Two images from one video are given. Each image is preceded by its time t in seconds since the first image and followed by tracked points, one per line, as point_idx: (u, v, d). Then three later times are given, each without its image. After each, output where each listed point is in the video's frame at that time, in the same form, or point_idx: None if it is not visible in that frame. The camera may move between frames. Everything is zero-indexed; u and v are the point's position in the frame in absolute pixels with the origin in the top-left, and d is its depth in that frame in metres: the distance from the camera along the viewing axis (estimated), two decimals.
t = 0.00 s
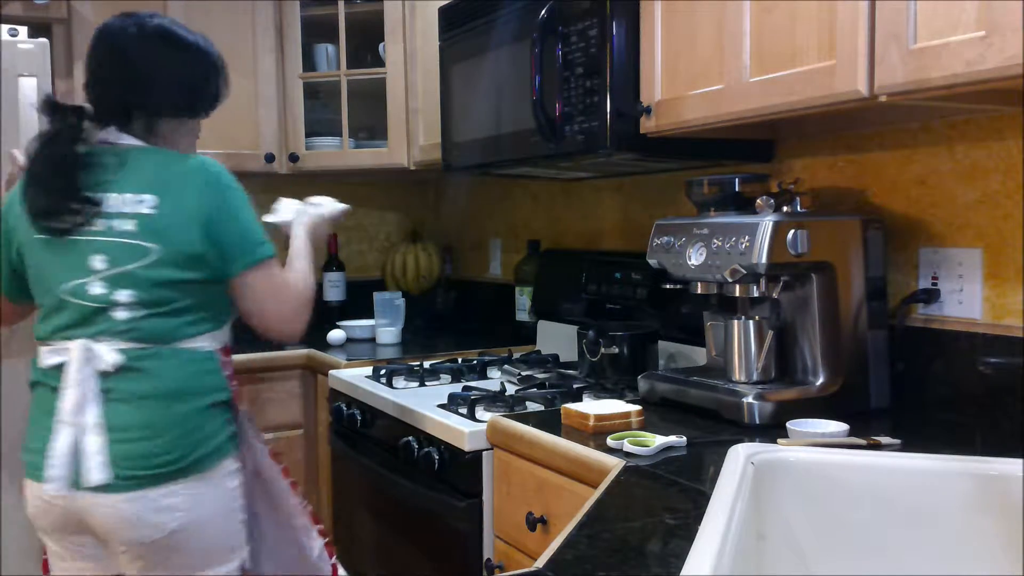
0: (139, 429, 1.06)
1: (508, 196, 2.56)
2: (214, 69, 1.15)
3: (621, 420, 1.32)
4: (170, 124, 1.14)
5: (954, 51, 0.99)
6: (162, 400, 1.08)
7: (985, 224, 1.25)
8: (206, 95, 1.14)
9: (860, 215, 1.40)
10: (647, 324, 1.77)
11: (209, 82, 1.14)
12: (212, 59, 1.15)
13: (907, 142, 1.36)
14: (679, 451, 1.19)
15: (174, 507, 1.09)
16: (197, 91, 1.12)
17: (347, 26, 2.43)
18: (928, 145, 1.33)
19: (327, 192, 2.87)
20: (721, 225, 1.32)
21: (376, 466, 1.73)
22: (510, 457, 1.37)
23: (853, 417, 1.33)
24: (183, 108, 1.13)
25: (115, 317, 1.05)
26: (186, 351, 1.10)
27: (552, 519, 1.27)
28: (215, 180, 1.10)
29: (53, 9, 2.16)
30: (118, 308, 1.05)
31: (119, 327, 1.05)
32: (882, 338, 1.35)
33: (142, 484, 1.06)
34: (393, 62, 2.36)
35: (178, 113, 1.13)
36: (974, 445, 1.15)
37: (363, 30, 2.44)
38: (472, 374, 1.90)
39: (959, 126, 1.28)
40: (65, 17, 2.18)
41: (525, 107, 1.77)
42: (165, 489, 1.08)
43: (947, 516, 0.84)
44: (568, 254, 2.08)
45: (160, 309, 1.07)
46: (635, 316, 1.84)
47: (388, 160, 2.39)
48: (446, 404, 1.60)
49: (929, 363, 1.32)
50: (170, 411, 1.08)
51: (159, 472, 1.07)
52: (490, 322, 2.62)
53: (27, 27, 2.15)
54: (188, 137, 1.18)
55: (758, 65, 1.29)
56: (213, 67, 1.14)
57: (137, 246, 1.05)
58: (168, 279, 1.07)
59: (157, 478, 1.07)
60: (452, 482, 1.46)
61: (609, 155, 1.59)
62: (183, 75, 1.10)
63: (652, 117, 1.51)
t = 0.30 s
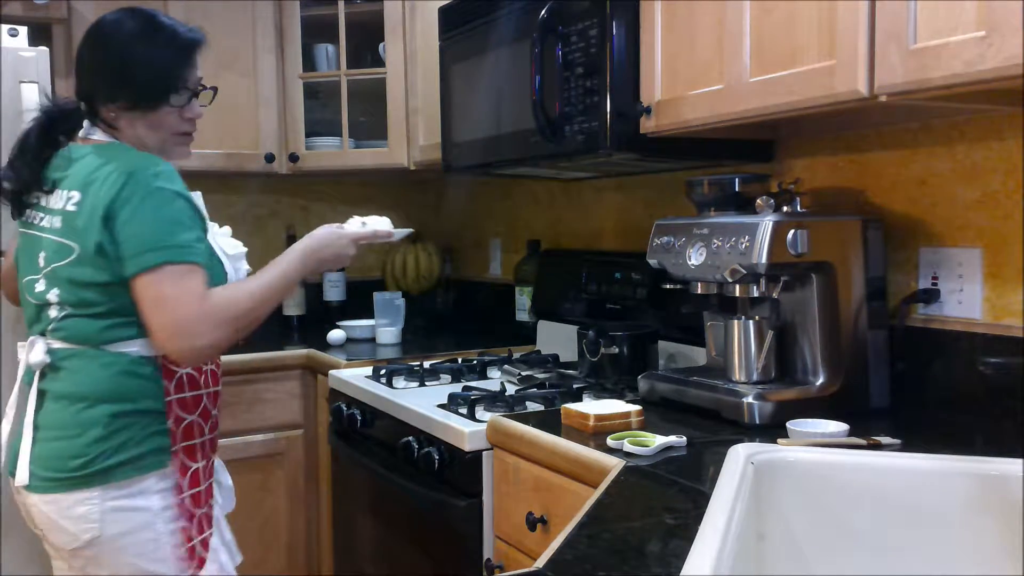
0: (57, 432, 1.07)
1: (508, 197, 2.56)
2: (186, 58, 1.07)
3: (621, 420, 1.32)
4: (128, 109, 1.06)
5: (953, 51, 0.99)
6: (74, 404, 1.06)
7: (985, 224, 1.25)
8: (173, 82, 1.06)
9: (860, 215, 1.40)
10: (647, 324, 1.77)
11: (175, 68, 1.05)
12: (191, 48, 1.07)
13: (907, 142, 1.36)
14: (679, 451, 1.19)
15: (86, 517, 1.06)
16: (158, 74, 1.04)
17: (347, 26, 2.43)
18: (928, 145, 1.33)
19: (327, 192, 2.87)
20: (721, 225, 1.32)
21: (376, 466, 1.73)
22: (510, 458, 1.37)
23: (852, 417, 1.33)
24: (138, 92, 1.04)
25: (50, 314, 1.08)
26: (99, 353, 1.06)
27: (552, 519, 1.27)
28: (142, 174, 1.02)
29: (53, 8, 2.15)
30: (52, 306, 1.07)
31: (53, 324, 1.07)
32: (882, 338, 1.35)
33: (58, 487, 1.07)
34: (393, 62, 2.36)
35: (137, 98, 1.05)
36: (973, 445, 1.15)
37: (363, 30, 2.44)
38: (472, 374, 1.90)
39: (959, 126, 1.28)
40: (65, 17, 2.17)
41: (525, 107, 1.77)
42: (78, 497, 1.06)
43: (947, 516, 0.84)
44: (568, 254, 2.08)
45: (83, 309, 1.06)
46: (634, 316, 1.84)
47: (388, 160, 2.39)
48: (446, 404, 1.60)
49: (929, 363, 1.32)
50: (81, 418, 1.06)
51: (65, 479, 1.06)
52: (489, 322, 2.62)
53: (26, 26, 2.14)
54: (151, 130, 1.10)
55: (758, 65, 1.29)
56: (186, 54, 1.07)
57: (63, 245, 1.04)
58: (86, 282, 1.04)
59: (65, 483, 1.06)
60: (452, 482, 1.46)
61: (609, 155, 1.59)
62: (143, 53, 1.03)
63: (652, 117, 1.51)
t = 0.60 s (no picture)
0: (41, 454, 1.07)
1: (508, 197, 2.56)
2: (189, 40, 1.01)
3: (621, 420, 1.32)
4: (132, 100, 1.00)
5: (953, 51, 0.99)
6: (53, 424, 1.05)
7: (985, 224, 1.25)
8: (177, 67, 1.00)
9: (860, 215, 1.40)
10: (648, 324, 1.77)
11: (179, 50, 0.99)
12: (195, 30, 1.02)
13: (907, 142, 1.36)
14: (679, 451, 1.19)
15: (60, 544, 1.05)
16: (162, 58, 0.98)
17: (347, 26, 2.43)
18: (928, 145, 1.33)
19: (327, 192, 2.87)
20: (721, 225, 1.32)
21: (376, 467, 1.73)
22: (510, 458, 1.37)
23: (852, 417, 1.33)
24: (140, 78, 0.98)
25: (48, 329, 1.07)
26: (67, 376, 1.02)
27: (552, 519, 1.27)
28: (106, 185, 0.95)
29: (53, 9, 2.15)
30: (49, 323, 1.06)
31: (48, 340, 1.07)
32: (882, 338, 1.35)
33: (40, 511, 1.07)
34: (393, 62, 2.36)
35: (143, 86, 0.98)
36: (974, 446, 1.15)
37: (363, 30, 2.44)
38: (472, 374, 1.90)
39: (959, 126, 1.28)
40: (65, 18, 2.17)
41: (525, 107, 1.77)
42: (54, 524, 1.05)
43: (947, 516, 0.84)
44: (568, 254, 2.08)
45: (62, 327, 1.02)
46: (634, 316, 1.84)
47: (388, 160, 2.39)
48: (446, 404, 1.60)
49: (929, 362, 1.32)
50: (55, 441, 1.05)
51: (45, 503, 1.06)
52: (489, 322, 2.62)
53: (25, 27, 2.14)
54: (159, 125, 1.03)
55: (759, 64, 1.29)
56: (193, 35, 1.01)
57: (46, 258, 1.02)
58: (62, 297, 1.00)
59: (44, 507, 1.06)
60: (453, 482, 1.46)
61: (609, 155, 1.59)
62: (147, 32, 0.97)
63: (652, 117, 1.51)
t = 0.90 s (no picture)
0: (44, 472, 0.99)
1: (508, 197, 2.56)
2: (220, 22, 0.90)
3: (620, 420, 1.32)
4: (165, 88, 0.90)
5: (954, 50, 0.99)
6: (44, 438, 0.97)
7: (985, 224, 1.25)
8: (211, 54, 0.91)
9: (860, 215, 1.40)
10: (647, 324, 1.77)
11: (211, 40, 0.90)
12: (234, 15, 0.93)
13: (908, 142, 1.36)
14: (679, 451, 1.19)
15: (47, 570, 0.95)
16: (192, 46, 0.89)
17: (347, 26, 2.43)
18: (929, 145, 1.33)
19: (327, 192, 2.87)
20: (721, 225, 1.32)
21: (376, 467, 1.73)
22: (510, 458, 1.37)
23: (852, 417, 1.33)
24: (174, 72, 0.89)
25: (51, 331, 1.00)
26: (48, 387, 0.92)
27: (552, 519, 1.27)
28: (70, 174, 0.86)
29: (53, 8, 2.14)
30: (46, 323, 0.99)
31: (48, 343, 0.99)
32: (882, 338, 1.35)
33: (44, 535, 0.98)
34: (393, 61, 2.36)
35: (172, 74, 0.89)
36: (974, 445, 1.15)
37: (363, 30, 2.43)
38: (472, 374, 1.90)
39: (959, 126, 1.28)
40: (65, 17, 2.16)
41: (525, 108, 1.77)
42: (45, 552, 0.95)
43: (947, 516, 0.84)
44: (569, 255, 2.09)
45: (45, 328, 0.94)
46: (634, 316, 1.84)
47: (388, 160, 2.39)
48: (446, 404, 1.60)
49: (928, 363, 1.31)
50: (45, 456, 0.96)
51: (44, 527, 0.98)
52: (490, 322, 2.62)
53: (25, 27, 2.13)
54: (190, 116, 0.94)
55: (759, 64, 1.29)
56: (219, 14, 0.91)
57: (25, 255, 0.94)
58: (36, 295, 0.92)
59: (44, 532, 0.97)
60: (452, 482, 1.46)
61: (609, 155, 1.59)
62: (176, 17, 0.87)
63: (652, 117, 1.51)
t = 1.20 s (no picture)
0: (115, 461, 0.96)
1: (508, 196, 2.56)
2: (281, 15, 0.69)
3: (620, 420, 1.32)
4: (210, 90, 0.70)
5: (954, 50, 0.99)
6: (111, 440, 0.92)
7: (985, 224, 1.25)
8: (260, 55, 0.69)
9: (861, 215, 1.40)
10: (647, 324, 1.77)
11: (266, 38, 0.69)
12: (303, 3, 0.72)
13: (908, 142, 1.36)
14: (679, 451, 1.19)
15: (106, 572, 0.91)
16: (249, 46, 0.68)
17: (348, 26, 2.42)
18: (929, 145, 1.33)
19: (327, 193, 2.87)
20: (721, 225, 1.32)
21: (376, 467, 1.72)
22: (511, 458, 1.37)
23: (853, 417, 1.33)
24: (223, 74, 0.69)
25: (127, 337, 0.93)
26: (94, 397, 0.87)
27: (552, 518, 1.28)
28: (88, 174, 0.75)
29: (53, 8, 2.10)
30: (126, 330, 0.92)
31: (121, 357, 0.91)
32: (882, 338, 1.36)
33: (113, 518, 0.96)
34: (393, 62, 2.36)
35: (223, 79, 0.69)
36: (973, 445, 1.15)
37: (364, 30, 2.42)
38: (472, 374, 1.90)
39: (959, 127, 1.28)
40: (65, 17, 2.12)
41: (525, 108, 1.77)
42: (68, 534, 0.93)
43: (947, 516, 0.84)
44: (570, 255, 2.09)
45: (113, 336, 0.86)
46: (635, 316, 1.84)
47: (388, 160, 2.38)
48: (446, 404, 1.60)
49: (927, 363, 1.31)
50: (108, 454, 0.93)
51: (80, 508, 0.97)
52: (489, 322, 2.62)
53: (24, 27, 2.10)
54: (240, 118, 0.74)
55: (759, 65, 1.29)
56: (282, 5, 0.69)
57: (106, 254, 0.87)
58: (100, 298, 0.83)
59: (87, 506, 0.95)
60: (452, 482, 1.46)
61: (609, 155, 1.59)
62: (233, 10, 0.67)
63: (652, 117, 1.51)
